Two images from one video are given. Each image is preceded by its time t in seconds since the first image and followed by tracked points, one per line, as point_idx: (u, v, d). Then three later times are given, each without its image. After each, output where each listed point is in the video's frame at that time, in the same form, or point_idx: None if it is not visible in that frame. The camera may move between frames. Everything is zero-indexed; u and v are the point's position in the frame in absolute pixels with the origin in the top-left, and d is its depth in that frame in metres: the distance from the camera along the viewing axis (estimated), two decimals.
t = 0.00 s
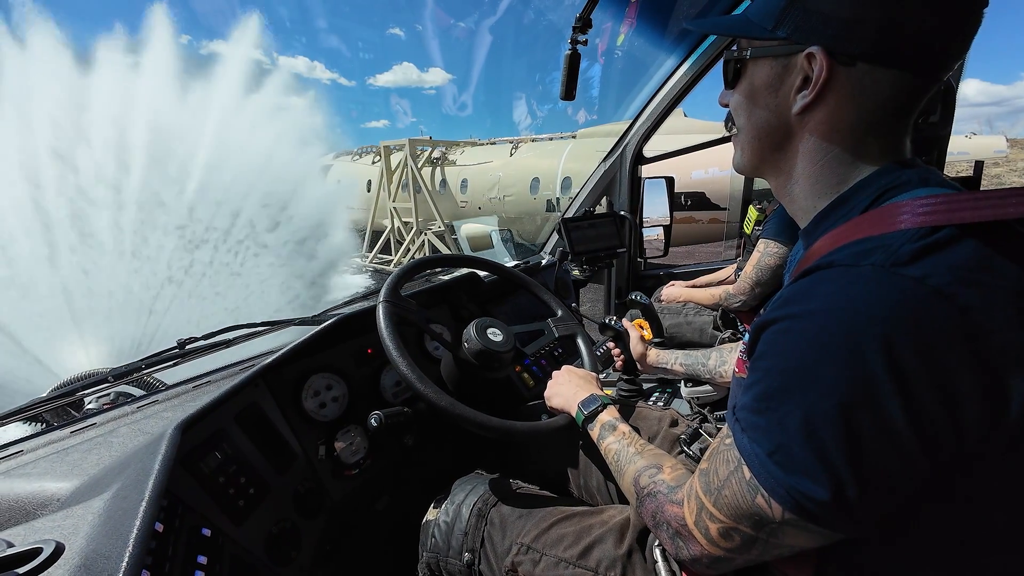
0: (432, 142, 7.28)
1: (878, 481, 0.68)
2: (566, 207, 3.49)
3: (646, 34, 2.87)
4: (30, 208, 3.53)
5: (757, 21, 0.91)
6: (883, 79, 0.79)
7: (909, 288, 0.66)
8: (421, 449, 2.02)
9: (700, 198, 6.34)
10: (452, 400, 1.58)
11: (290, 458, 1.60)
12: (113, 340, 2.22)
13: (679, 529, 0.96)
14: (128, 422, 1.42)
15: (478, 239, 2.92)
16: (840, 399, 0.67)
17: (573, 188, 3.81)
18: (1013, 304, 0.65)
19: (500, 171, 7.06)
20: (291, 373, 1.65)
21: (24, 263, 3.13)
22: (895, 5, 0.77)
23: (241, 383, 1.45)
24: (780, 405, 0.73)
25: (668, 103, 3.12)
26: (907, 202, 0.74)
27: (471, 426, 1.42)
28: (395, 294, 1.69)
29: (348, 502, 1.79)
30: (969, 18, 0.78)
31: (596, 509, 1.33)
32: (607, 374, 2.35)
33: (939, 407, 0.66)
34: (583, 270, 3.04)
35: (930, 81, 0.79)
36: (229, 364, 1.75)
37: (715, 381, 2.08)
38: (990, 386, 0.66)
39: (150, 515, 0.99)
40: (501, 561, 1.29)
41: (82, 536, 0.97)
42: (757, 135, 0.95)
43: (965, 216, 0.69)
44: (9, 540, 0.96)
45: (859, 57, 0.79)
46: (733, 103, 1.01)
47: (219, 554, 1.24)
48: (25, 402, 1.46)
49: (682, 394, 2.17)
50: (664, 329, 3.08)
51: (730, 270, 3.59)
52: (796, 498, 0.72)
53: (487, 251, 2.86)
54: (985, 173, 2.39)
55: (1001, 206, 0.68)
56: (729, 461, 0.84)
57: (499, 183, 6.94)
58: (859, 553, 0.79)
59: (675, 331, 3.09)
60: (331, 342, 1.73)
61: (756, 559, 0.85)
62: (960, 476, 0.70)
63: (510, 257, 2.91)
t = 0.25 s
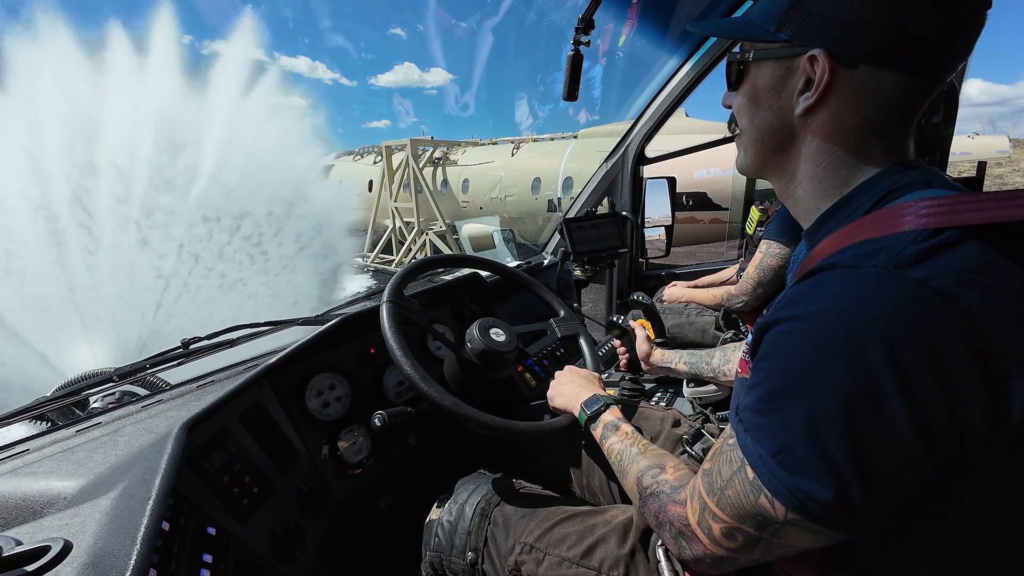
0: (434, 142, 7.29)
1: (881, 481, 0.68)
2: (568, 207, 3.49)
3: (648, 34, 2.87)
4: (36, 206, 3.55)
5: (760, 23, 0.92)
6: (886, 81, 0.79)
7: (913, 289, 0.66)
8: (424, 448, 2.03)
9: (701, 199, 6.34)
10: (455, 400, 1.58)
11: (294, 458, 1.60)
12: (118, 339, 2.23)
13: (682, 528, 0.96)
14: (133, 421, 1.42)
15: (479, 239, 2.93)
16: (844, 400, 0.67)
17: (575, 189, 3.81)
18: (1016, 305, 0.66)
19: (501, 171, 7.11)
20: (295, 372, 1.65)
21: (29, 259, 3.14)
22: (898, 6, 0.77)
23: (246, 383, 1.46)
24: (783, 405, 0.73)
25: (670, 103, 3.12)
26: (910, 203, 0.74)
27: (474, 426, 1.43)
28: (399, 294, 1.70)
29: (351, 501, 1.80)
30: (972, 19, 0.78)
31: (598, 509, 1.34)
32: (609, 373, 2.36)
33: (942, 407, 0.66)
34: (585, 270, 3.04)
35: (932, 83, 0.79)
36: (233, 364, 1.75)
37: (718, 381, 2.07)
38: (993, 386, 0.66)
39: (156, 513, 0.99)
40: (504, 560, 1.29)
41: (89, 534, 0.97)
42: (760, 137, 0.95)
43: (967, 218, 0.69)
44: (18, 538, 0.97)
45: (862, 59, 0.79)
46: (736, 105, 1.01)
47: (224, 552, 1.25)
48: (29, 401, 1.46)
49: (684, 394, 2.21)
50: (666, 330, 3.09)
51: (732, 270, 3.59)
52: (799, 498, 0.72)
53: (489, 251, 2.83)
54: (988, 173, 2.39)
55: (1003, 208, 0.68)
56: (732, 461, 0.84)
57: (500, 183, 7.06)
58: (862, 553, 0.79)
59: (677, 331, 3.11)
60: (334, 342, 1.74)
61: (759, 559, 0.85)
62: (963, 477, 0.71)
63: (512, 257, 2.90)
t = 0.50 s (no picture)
0: (436, 142, 7.29)
1: (886, 481, 0.68)
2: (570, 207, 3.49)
3: (651, 34, 2.86)
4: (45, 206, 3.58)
5: (764, 24, 0.92)
6: (891, 82, 0.79)
7: (919, 289, 0.66)
8: (427, 447, 2.03)
9: (703, 199, 6.33)
10: (458, 399, 1.59)
11: (297, 457, 1.61)
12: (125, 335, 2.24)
13: (685, 529, 0.96)
14: (138, 420, 1.43)
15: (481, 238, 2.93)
16: (848, 399, 0.67)
17: (578, 189, 3.82)
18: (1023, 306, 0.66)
19: (504, 171, 7.26)
20: (298, 372, 1.66)
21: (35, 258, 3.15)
22: (903, 6, 0.77)
23: (250, 382, 1.46)
24: (787, 405, 0.73)
25: (673, 103, 3.12)
26: (915, 203, 0.74)
27: (477, 425, 1.43)
28: (402, 293, 1.70)
29: (354, 500, 1.81)
30: (977, 20, 0.78)
31: (601, 509, 1.34)
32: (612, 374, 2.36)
33: (948, 407, 0.66)
34: (587, 270, 3.04)
35: (938, 84, 0.79)
36: (236, 363, 1.76)
37: (721, 381, 2.07)
38: (999, 387, 0.66)
39: (162, 512, 1.00)
40: (507, 560, 1.29)
41: (95, 533, 0.98)
42: (764, 137, 0.95)
43: (973, 218, 0.69)
44: (24, 536, 0.97)
45: (868, 59, 0.79)
46: (740, 105, 1.01)
47: (228, 551, 1.25)
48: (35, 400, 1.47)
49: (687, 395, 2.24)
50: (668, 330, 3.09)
51: (735, 271, 3.59)
52: (804, 498, 0.72)
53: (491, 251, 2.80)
54: (992, 173, 2.38)
55: (1009, 208, 0.68)
56: (735, 461, 0.84)
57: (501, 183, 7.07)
58: (867, 554, 0.79)
59: (679, 331, 3.14)
60: (337, 342, 1.74)
61: (762, 559, 0.85)
62: (968, 477, 0.71)
63: (514, 257, 2.94)
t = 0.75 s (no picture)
0: (439, 142, 7.31)
1: (895, 482, 0.68)
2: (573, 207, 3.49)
3: (654, 34, 2.86)
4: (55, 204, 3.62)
5: (772, 23, 0.92)
6: (899, 81, 0.79)
7: (928, 288, 0.66)
8: (431, 447, 2.03)
9: (706, 199, 6.32)
10: (462, 399, 1.59)
11: (302, 456, 1.61)
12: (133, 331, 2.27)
13: (691, 529, 0.96)
14: (144, 418, 1.43)
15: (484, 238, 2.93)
16: (857, 399, 0.67)
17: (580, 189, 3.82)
18: None
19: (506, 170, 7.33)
20: (303, 371, 1.66)
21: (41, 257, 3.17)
22: (912, 5, 0.77)
23: (256, 381, 1.47)
24: (795, 405, 0.73)
25: (676, 103, 3.11)
26: (923, 203, 0.74)
27: (482, 425, 1.43)
28: (407, 293, 1.70)
29: (359, 499, 1.81)
30: (986, 18, 0.78)
31: (606, 509, 1.34)
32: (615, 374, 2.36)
33: (957, 406, 0.66)
34: (590, 270, 3.04)
35: (947, 83, 0.79)
36: (241, 362, 1.77)
37: (724, 382, 2.06)
38: (1009, 387, 0.66)
39: (169, 510, 1.00)
40: (512, 560, 1.29)
41: (103, 530, 0.98)
42: (771, 137, 0.95)
43: (982, 218, 0.68)
44: (33, 533, 0.98)
45: (877, 58, 0.79)
46: (747, 105, 1.01)
47: (235, 549, 1.25)
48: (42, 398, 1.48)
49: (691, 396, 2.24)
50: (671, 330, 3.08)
51: (739, 271, 3.58)
52: (811, 498, 0.72)
53: (494, 251, 2.85)
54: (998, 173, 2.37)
55: (1019, 207, 0.68)
56: (742, 461, 0.84)
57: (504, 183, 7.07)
58: (874, 554, 0.78)
59: (683, 331, 3.12)
60: (341, 341, 1.74)
61: (769, 559, 0.85)
62: (978, 478, 0.70)
63: (516, 256, 2.95)
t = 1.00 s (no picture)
0: (441, 142, 7.32)
1: (903, 484, 0.68)
2: (576, 207, 3.50)
3: (658, 33, 2.85)
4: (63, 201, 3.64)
5: (777, 25, 0.91)
6: (907, 81, 0.78)
7: (937, 290, 0.65)
8: (434, 446, 2.03)
9: (709, 199, 6.31)
10: (466, 399, 1.59)
11: (306, 455, 1.61)
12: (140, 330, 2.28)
13: (696, 530, 0.96)
14: (150, 417, 1.44)
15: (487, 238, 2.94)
16: (865, 401, 0.67)
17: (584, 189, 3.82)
18: None
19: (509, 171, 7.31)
20: (307, 370, 1.66)
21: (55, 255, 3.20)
22: (921, 5, 0.76)
23: (260, 380, 1.47)
24: (803, 406, 0.72)
25: (680, 103, 3.10)
26: (932, 204, 0.73)
27: (486, 425, 1.43)
28: (411, 292, 1.70)
29: (362, 499, 1.81)
30: (995, 18, 0.77)
31: (610, 510, 1.34)
32: (619, 374, 2.36)
33: (967, 408, 0.65)
34: (593, 270, 3.03)
35: (955, 82, 0.78)
36: (245, 362, 1.77)
37: (728, 381, 2.05)
38: (1018, 389, 0.65)
39: (176, 509, 1.00)
40: (516, 560, 1.29)
41: (110, 528, 0.98)
42: (777, 138, 0.95)
43: (991, 219, 0.68)
44: (41, 531, 0.98)
45: (885, 58, 0.78)
46: (752, 107, 1.01)
47: (240, 548, 1.25)
48: (48, 396, 1.48)
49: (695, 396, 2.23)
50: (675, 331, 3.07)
51: (743, 271, 3.57)
52: (819, 500, 0.71)
53: (497, 251, 2.85)
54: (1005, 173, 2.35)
55: None
56: (748, 462, 0.84)
57: (507, 183, 7.09)
58: (881, 556, 0.78)
59: (686, 332, 3.08)
60: (346, 340, 1.75)
61: (775, 562, 0.85)
62: (987, 480, 0.70)
63: (520, 257, 2.92)
